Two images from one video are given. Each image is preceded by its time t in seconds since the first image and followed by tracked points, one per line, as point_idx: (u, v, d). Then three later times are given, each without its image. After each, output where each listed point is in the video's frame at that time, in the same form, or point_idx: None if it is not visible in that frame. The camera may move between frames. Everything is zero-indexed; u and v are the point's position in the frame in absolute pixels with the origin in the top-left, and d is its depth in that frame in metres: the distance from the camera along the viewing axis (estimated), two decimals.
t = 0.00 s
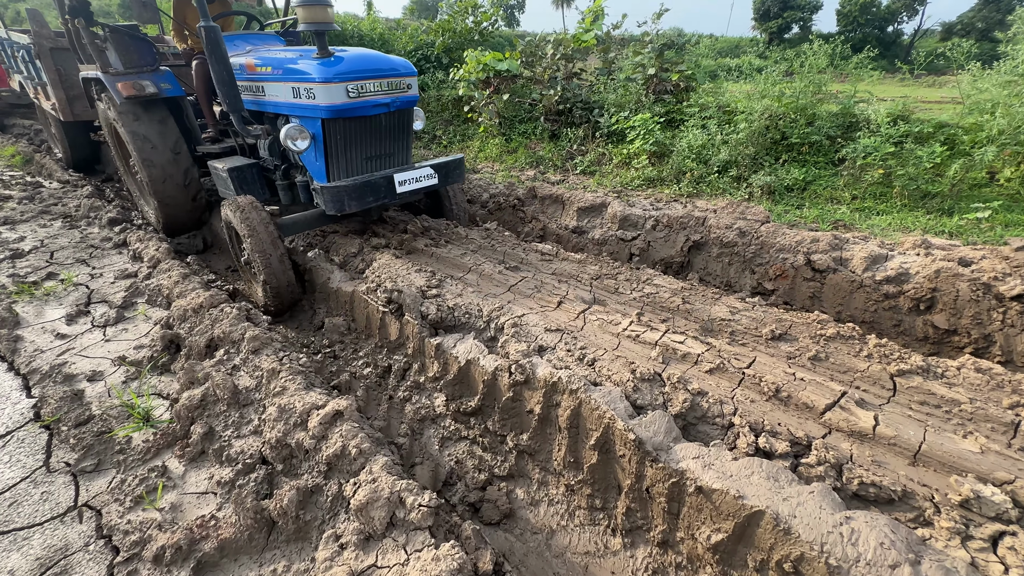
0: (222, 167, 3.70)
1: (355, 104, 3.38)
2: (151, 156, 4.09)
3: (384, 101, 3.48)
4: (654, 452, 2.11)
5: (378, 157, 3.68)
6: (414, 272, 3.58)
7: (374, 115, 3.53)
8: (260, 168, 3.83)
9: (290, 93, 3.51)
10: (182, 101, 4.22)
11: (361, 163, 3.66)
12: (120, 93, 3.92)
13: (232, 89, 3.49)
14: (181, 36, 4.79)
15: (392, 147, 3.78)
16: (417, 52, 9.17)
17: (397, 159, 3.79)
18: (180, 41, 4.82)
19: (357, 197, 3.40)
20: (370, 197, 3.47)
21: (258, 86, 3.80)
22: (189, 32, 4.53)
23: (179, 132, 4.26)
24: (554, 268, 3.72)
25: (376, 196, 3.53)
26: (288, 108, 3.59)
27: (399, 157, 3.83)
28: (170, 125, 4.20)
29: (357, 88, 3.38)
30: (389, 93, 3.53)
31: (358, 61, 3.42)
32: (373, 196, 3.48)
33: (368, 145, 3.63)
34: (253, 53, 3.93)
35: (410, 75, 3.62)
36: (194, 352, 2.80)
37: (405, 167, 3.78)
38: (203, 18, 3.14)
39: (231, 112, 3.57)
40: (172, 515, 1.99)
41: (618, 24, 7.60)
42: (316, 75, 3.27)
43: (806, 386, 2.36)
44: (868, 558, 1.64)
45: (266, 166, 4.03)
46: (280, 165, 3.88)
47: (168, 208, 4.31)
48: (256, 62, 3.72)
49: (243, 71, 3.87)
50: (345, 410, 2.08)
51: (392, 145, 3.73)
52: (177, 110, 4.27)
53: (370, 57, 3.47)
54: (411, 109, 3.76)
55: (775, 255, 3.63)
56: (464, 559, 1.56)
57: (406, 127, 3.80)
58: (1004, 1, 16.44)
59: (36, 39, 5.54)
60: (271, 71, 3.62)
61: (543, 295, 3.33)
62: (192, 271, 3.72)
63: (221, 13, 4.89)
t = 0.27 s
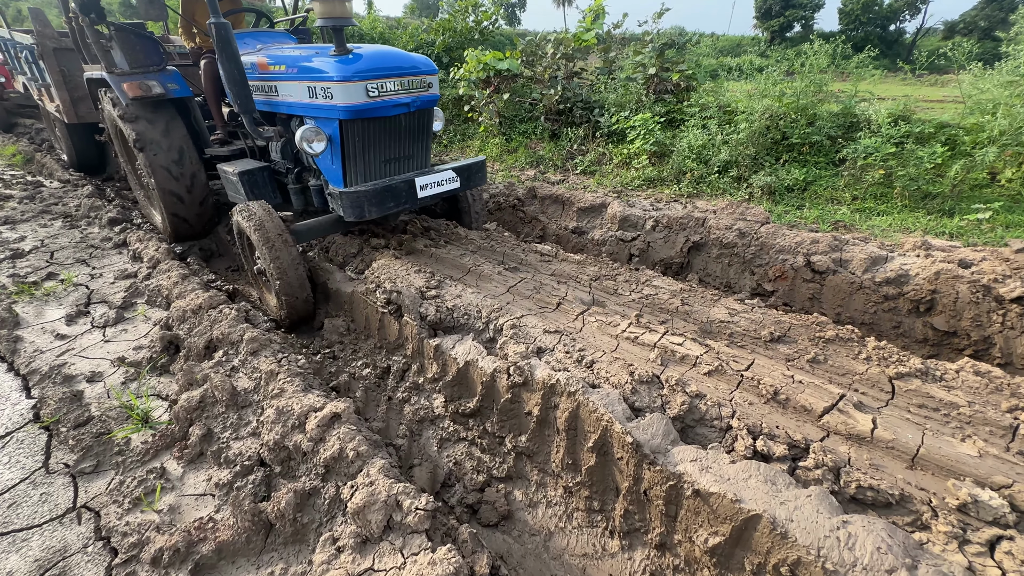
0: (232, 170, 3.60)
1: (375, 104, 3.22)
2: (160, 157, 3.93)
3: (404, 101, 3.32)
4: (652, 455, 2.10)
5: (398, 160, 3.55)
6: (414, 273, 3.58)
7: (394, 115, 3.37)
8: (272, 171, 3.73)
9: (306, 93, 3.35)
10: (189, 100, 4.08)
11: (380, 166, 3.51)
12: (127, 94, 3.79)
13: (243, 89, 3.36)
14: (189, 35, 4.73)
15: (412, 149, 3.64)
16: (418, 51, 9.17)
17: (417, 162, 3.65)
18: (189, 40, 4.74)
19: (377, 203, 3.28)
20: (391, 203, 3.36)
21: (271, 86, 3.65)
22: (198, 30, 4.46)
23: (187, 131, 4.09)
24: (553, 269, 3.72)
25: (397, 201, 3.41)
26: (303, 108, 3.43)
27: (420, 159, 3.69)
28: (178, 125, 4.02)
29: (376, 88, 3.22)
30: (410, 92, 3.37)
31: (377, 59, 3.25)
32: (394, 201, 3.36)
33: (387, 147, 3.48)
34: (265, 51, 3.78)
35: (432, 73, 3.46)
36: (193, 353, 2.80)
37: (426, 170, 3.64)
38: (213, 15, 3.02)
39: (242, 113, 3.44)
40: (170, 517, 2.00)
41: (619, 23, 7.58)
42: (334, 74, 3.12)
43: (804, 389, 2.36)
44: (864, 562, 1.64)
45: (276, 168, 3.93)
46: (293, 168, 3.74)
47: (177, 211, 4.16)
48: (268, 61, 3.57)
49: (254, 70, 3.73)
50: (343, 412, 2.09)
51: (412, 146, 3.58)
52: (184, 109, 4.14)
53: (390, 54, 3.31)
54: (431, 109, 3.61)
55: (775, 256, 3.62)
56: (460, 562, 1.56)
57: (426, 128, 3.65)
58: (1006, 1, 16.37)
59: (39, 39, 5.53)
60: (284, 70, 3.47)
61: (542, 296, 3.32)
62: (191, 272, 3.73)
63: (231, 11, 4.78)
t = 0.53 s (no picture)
0: (243, 179, 3.51)
1: (395, 112, 3.08)
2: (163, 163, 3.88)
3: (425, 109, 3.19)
4: (647, 455, 2.12)
5: (416, 170, 3.41)
6: (411, 274, 3.59)
7: (414, 123, 3.24)
8: (283, 180, 3.64)
9: (321, 100, 3.21)
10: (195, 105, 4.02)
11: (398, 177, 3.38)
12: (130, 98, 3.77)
13: (254, 94, 3.26)
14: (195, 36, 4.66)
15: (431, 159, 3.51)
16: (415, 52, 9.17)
17: (436, 172, 3.53)
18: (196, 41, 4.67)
19: (399, 218, 3.16)
20: (413, 217, 3.23)
21: (282, 92, 3.52)
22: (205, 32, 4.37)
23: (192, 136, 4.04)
24: (550, 269, 3.73)
25: (419, 215, 3.29)
26: (317, 116, 3.30)
27: (439, 168, 3.56)
28: (183, 130, 3.98)
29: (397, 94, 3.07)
30: (430, 99, 3.24)
31: (396, 64, 3.11)
32: (416, 215, 3.24)
33: (406, 157, 3.34)
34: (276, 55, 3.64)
35: (452, 79, 3.33)
36: (190, 355, 2.81)
37: (446, 180, 3.52)
38: (221, 17, 2.91)
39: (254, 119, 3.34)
40: (169, 519, 2.00)
41: (616, 23, 7.60)
42: (353, 81, 2.97)
43: (798, 389, 2.37)
44: (856, 561, 1.66)
45: (286, 175, 3.81)
46: (306, 177, 3.67)
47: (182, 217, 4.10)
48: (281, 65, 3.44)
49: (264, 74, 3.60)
50: (340, 414, 2.10)
51: (431, 156, 3.45)
52: (189, 115, 4.10)
53: (409, 59, 3.17)
54: (451, 116, 3.48)
55: (770, 256, 3.64)
56: (456, 562, 1.57)
57: (445, 136, 3.52)
58: None
59: (38, 40, 5.53)
60: (297, 75, 3.33)
61: (539, 297, 3.33)
62: (189, 274, 3.73)
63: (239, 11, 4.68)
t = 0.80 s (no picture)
0: (249, 188, 3.47)
1: (416, 116, 2.98)
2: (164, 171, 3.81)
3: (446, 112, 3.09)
4: (636, 453, 2.14)
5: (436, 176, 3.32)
6: (404, 276, 3.61)
7: (434, 127, 3.14)
8: (291, 189, 3.61)
9: (336, 104, 3.12)
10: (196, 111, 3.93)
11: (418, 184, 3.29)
12: (127, 105, 3.68)
13: (262, 100, 3.14)
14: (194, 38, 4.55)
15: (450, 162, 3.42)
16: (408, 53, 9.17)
17: (455, 177, 3.44)
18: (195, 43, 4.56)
19: (422, 229, 3.10)
20: (435, 227, 3.18)
21: (294, 96, 3.43)
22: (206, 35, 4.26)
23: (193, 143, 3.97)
24: (542, 270, 3.75)
25: (441, 224, 3.24)
26: (333, 121, 3.21)
27: (458, 173, 3.48)
28: (183, 137, 3.92)
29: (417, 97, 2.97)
30: (451, 101, 3.14)
31: (416, 65, 3.01)
32: (438, 225, 3.19)
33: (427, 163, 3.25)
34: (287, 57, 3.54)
35: (473, 80, 3.24)
36: (181, 359, 2.81)
37: (467, 187, 3.44)
38: (227, 18, 2.83)
39: (262, 126, 3.22)
40: (160, 522, 2.01)
41: (607, 24, 7.63)
42: (372, 84, 2.87)
43: (785, 386, 2.40)
44: (838, 554, 1.69)
45: (295, 184, 3.77)
46: (315, 185, 3.63)
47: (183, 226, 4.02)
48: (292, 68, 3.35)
49: (274, 79, 3.52)
50: (331, 416, 2.11)
51: (451, 160, 3.37)
52: (189, 120, 4.02)
53: (428, 60, 3.05)
54: (471, 118, 3.38)
55: (760, 255, 3.67)
56: (444, 560, 1.59)
57: (465, 139, 3.43)
58: None
59: (30, 44, 5.48)
60: (311, 78, 3.24)
61: (530, 298, 3.35)
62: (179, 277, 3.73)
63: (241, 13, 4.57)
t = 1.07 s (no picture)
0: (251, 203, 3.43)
1: (429, 124, 2.92)
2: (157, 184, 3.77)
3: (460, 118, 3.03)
4: (619, 452, 2.16)
5: (450, 186, 3.28)
6: (391, 278, 3.62)
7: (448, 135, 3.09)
8: (294, 202, 3.57)
9: (343, 113, 3.07)
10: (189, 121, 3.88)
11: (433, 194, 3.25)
12: (117, 116, 3.63)
13: (259, 109, 3.08)
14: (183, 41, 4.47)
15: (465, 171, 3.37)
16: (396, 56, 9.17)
17: (469, 186, 3.40)
18: (184, 47, 4.48)
19: (440, 245, 3.07)
20: (454, 242, 3.14)
21: (296, 104, 3.38)
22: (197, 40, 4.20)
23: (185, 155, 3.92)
24: (529, 271, 3.77)
25: (460, 239, 3.21)
26: (339, 130, 3.16)
27: (473, 181, 3.43)
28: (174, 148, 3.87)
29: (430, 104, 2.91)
30: (465, 107, 3.08)
31: (427, 69, 2.94)
32: (457, 240, 3.15)
33: (440, 173, 3.21)
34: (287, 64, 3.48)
35: (486, 83, 3.17)
36: (165, 365, 2.79)
37: (483, 198, 3.41)
38: (221, 22, 2.79)
39: (261, 136, 3.15)
40: (142, 530, 2.00)
41: (594, 25, 7.67)
42: (383, 91, 2.81)
43: (766, 383, 2.43)
44: (814, 547, 1.71)
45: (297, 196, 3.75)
46: (319, 198, 3.60)
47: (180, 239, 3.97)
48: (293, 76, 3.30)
49: (275, 87, 3.47)
50: (314, 420, 2.11)
51: (464, 169, 3.32)
52: (181, 130, 3.97)
53: (440, 64, 2.99)
54: (484, 124, 3.33)
55: (744, 253, 3.71)
56: (425, 562, 1.60)
57: (478, 146, 3.38)
58: None
59: (16, 49, 5.42)
60: (314, 86, 3.19)
61: (517, 299, 3.37)
62: (163, 283, 3.70)
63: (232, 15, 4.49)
